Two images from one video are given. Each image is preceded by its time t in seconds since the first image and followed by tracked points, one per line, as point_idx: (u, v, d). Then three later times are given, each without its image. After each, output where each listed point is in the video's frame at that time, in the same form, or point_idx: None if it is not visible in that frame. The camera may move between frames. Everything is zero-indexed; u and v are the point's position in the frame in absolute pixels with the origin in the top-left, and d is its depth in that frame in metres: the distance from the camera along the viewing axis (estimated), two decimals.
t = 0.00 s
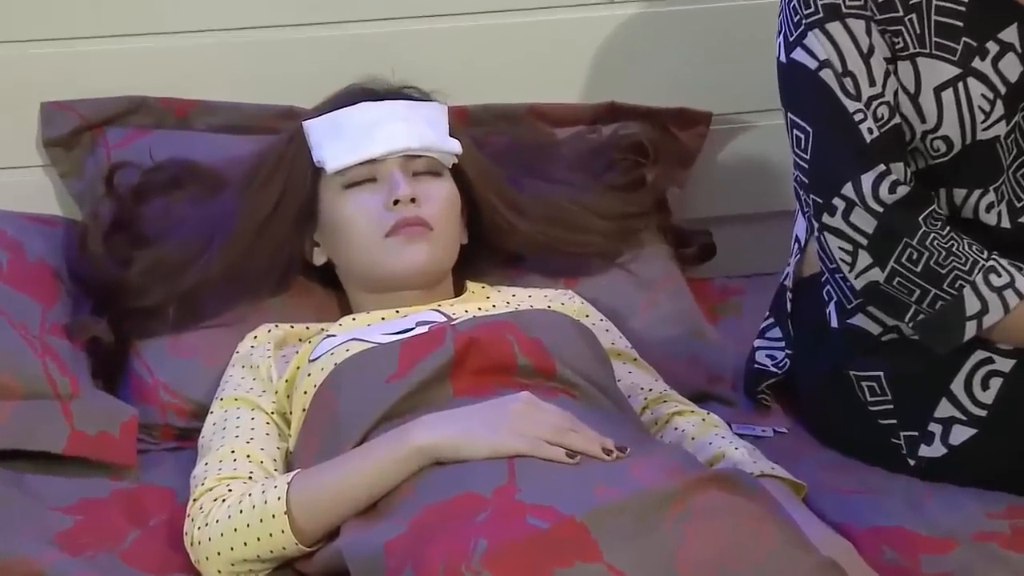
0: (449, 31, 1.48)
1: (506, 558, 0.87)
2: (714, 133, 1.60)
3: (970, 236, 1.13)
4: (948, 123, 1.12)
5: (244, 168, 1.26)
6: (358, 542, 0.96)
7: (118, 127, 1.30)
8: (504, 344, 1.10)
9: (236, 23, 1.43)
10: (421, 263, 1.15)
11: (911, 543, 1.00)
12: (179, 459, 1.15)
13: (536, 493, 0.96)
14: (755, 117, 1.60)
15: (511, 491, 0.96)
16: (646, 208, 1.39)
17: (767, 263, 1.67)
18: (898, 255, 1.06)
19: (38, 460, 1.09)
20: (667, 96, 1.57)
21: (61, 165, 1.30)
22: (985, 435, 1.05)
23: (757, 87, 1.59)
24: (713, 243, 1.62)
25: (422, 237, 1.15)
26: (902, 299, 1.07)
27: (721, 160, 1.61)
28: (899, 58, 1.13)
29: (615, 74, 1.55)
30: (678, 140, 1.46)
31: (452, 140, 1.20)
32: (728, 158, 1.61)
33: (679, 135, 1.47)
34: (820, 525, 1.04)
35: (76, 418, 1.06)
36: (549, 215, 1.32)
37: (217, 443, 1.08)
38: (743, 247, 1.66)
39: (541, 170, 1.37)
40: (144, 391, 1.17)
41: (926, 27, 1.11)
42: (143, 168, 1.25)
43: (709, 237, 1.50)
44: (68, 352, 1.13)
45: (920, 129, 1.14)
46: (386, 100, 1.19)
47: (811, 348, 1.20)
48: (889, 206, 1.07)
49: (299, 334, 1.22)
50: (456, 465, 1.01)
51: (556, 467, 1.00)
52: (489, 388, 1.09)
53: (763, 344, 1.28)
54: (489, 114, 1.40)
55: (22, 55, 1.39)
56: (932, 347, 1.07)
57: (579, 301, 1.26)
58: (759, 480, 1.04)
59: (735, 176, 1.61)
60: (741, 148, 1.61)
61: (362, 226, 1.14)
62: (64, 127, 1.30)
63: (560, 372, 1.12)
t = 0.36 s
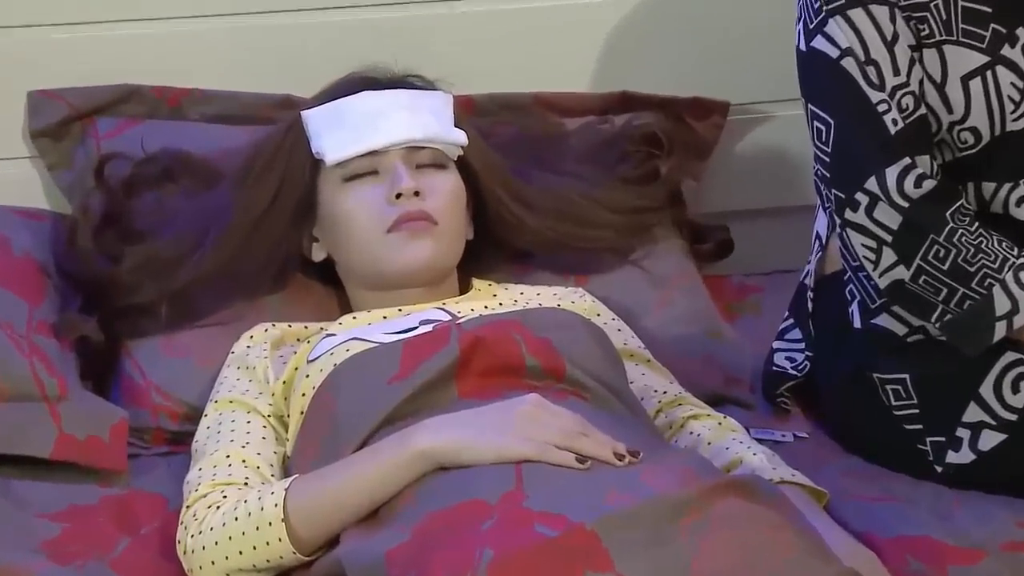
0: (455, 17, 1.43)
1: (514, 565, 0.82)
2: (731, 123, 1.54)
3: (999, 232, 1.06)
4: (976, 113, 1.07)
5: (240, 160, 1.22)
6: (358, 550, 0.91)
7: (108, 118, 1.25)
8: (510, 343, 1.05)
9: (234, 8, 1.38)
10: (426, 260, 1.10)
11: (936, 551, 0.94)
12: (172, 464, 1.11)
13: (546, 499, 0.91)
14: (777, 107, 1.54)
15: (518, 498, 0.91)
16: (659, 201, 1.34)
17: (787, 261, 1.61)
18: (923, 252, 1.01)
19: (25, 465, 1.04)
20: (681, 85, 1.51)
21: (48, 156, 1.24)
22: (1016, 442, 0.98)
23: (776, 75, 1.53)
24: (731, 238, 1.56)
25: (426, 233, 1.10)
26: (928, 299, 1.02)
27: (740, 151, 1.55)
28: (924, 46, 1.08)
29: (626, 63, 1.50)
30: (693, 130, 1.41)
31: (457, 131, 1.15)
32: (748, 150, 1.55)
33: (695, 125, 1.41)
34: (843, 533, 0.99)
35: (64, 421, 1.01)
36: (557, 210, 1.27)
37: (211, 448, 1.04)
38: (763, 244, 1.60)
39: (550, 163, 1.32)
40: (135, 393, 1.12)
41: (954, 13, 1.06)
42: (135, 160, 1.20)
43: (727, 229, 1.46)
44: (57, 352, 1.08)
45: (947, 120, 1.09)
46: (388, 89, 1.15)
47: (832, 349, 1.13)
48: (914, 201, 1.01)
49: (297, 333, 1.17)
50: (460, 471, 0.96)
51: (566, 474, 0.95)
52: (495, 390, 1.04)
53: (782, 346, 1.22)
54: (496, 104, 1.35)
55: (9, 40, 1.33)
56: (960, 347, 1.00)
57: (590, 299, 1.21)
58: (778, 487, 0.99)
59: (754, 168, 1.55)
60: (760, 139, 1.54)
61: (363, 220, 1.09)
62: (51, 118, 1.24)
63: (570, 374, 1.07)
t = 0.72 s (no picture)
0: (457, 7, 1.39)
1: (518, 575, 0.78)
2: (744, 117, 1.49)
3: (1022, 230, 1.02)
4: (996, 107, 1.02)
5: (235, 155, 1.18)
6: (357, 560, 0.87)
7: (98, 110, 1.21)
8: (514, 343, 1.00)
9: None
10: (428, 257, 1.06)
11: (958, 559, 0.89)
12: (164, 470, 1.06)
13: (552, 505, 0.87)
14: (788, 100, 1.50)
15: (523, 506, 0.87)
16: (666, 197, 1.30)
17: (801, 259, 1.56)
18: (942, 252, 0.96)
19: (13, 471, 1.01)
20: (690, 77, 1.47)
21: (36, 149, 1.21)
22: None
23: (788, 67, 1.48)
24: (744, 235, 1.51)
25: (427, 230, 1.06)
26: (947, 301, 0.97)
27: (754, 146, 1.50)
28: (941, 38, 1.04)
29: (633, 54, 1.46)
30: (706, 124, 1.37)
31: (460, 124, 1.11)
32: (760, 143, 1.50)
33: (706, 119, 1.37)
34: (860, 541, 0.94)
35: (52, 423, 0.98)
36: (564, 206, 1.24)
37: (204, 453, 1.00)
38: (776, 241, 1.56)
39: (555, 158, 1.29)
40: (126, 395, 1.08)
41: (972, 3, 1.02)
42: (126, 154, 1.16)
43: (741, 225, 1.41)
44: (45, 353, 1.04)
45: (965, 115, 1.04)
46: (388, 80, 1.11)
47: (849, 352, 1.08)
48: (933, 199, 0.96)
49: (294, 334, 1.13)
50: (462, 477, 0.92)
51: (572, 478, 0.91)
52: (498, 393, 1.00)
53: (796, 350, 1.17)
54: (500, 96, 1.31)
55: None
56: (981, 350, 0.96)
57: (598, 298, 1.17)
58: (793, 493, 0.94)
59: (767, 162, 1.51)
60: (775, 133, 1.50)
61: (362, 217, 1.06)
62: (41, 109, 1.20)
63: (576, 376, 1.02)
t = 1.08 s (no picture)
0: None
1: None
2: (764, 106, 1.42)
3: None
4: None
5: (228, 146, 1.13)
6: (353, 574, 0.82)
7: (83, 99, 1.16)
8: (520, 345, 0.94)
9: None
10: (430, 255, 1.01)
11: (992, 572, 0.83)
12: (152, 479, 1.01)
13: (561, 516, 0.81)
14: (812, 89, 1.43)
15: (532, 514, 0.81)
16: (680, 192, 1.25)
17: (828, 257, 1.48)
18: (970, 254, 0.88)
19: None
20: (705, 65, 1.41)
21: (15, 141, 1.14)
22: None
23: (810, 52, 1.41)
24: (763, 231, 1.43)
25: (429, 225, 1.01)
26: (976, 305, 0.89)
27: (774, 137, 1.43)
28: (971, 24, 0.95)
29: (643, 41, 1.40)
30: (722, 114, 1.31)
31: (465, 114, 1.06)
32: (783, 133, 1.43)
33: (723, 108, 1.31)
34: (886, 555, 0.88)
35: (33, 430, 0.93)
36: (573, 201, 1.20)
37: (193, 461, 0.95)
38: (800, 238, 1.48)
39: (564, 150, 1.24)
40: (111, 400, 1.03)
41: None
42: (111, 145, 1.11)
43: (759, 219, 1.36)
44: (26, 356, 0.99)
45: (998, 106, 0.95)
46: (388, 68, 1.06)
47: (875, 356, 1.01)
48: (959, 199, 0.88)
49: (288, 335, 1.08)
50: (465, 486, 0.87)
51: (583, 488, 0.85)
52: (503, 397, 0.93)
53: (817, 355, 1.09)
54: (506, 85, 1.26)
55: None
56: (1014, 357, 0.88)
57: (609, 298, 1.12)
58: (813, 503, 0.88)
59: (790, 154, 1.43)
60: (797, 124, 1.43)
61: (361, 211, 1.00)
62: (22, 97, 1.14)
63: (586, 379, 0.96)
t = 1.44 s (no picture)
0: None
1: None
2: (783, 96, 1.35)
3: None
4: None
5: (220, 138, 1.09)
6: None
7: (65, 89, 1.11)
8: (525, 347, 0.89)
9: None
10: (429, 252, 0.96)
11: None
12: (138, 487, 0.97)
13: (568, 529, 0.75)
14: (833, 78, 1.37)
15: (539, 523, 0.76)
16: (692, 185, 1.20)
17: (850, 255, 1.41)
18: (995, 254, 0.81)
19: None
20: (714, 54, 1.36)
21: None
22: None
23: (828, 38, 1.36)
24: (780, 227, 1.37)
25: (428, 221, 0.96)
26: (1004, 308, 0.82)
27: (792, 130, 1.36)
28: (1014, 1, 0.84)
29: (652, 30, 1.35)
30: (738, 105, 1.25)
31: (467, 104, 1.01)
32: (805, 121, 1.36)
33: (739, 98, 1.25)
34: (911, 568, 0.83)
35: (11, 437, 0.87)
36: (580, 196, 1.15)
37: (180, 470, 0.90)
38: (822, 234, 1.41)
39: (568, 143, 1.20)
40: (95, 405, 0.98)
41: None
42: (95, 137, 1.07)
43: (775, 215, 1.31)
44: (5, 357, 0.94)
45: None
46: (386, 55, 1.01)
47: (899, 362, 0.95)
48: (982, 197, 0.81)
49: (281, 337, 1.04)
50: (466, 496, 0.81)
51: (591, 498, 0.79)
52: (508, 402, 0.89)
53: (837, 362, 1.03)
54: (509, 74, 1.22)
55: None
56: None
57: (618, 298, 1.08)
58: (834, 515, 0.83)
59: (811, 145, 1.37)
60: (817, 115, 1.36)
61: (357, 207, 0.96)
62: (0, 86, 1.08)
63: (594, 383, 0.91)
